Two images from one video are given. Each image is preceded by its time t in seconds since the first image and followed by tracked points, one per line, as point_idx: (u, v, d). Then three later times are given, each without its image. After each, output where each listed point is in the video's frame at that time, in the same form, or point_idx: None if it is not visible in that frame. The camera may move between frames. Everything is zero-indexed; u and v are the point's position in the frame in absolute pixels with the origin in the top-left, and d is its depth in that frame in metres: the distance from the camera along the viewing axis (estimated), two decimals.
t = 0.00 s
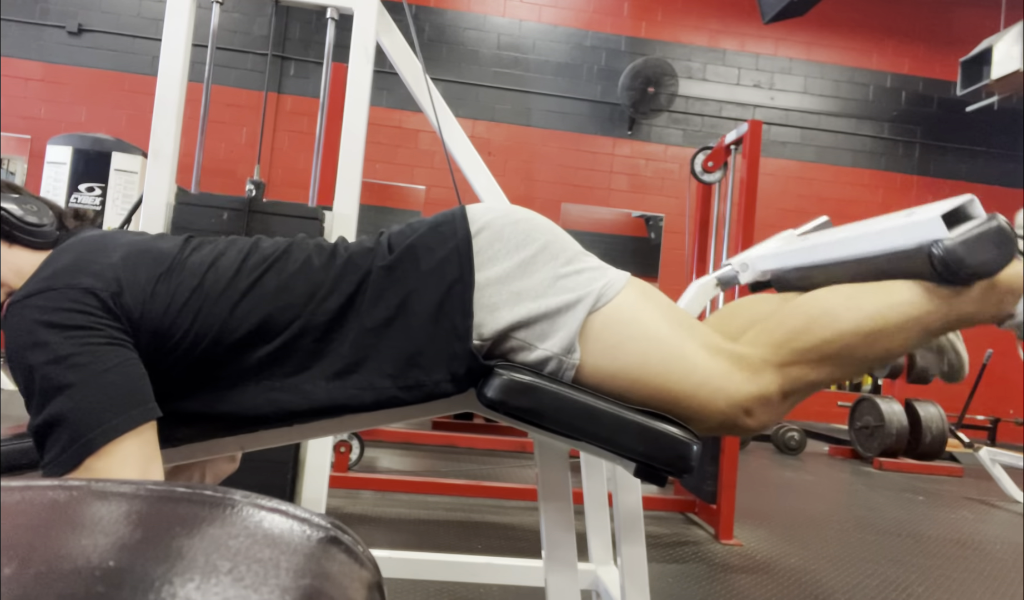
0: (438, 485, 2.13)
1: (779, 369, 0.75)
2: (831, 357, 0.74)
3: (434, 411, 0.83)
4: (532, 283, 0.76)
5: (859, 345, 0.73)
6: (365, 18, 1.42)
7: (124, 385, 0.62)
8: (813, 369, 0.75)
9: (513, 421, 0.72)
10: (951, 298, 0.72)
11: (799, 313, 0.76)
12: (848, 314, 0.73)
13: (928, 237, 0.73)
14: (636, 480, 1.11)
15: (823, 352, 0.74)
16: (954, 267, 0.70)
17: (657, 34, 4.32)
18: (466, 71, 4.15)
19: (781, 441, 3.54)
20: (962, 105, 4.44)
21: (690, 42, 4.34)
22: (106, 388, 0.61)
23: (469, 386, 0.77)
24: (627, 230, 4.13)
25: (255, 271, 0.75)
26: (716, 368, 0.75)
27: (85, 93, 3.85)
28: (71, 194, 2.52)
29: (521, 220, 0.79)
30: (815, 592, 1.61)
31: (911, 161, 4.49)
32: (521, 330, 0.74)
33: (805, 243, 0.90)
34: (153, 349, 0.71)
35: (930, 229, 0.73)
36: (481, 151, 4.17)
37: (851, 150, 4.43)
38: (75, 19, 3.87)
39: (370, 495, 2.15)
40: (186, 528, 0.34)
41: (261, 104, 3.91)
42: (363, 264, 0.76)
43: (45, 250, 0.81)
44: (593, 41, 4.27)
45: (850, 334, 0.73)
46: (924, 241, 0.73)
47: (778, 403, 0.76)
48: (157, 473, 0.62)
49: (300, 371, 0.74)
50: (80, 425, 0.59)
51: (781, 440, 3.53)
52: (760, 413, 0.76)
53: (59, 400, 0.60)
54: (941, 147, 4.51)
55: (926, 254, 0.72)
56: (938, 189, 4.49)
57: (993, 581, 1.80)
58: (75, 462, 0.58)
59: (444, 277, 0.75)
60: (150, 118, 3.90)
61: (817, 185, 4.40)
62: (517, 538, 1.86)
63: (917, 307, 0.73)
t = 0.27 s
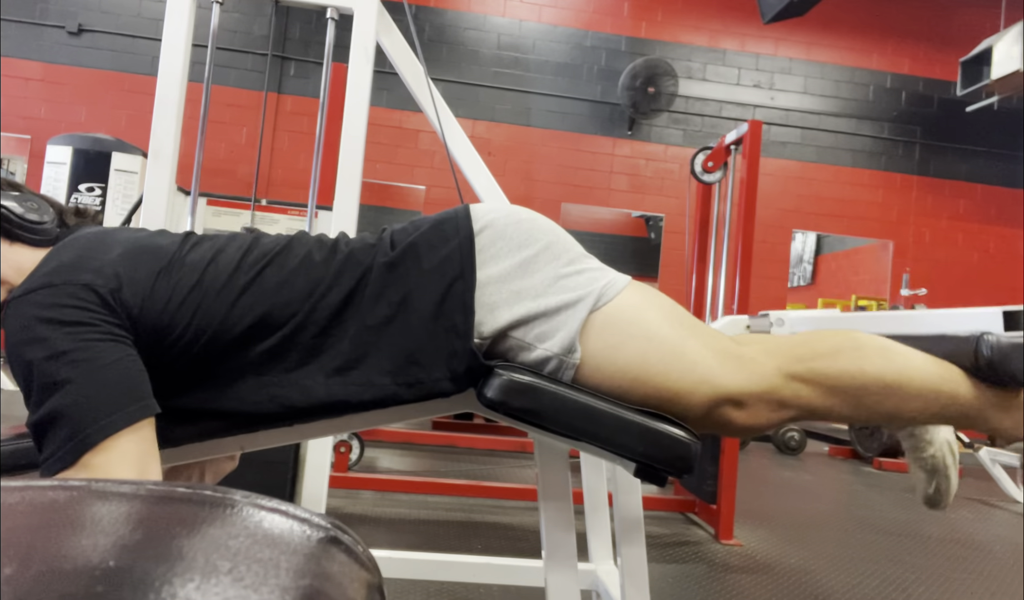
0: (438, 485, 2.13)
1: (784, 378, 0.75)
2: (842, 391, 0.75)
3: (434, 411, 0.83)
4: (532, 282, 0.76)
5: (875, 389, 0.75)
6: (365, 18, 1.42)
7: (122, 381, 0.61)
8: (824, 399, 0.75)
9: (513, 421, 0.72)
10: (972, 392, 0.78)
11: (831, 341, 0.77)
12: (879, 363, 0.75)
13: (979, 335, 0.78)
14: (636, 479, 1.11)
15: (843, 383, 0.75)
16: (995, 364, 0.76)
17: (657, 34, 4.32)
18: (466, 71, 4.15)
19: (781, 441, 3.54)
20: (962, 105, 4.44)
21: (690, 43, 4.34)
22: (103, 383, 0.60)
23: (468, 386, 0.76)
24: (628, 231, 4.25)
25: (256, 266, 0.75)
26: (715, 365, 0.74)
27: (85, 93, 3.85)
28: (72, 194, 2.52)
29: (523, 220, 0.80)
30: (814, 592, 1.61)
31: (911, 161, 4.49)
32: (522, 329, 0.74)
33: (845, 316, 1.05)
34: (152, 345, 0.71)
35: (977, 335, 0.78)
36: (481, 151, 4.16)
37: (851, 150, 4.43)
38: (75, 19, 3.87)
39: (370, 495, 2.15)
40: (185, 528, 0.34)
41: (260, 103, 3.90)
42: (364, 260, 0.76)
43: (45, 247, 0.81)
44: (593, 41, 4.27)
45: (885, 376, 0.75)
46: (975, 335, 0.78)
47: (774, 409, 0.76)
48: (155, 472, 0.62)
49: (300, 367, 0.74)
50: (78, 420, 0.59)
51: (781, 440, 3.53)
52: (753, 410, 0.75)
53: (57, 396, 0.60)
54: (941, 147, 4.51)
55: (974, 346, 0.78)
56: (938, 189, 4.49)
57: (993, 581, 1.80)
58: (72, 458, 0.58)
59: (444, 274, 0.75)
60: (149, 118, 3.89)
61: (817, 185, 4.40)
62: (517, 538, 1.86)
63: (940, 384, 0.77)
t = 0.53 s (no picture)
0: (437, 485, 2.13)
1: (772, 370, 0.75)
2: (826, 355, 0.73)
3: (432, 412, 0.83)
4: (528, 282, 0.75)
5: (853, 341, 0.71)
6: (364, 18, 1.42)
7: (119, 385, 0.62)
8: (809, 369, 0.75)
9: (513, 422, 0.72)
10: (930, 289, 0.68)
11: (787, 320, 0.75)
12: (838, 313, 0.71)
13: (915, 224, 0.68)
14: (635, 480, 1.11)
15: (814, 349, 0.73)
16: (943, 253, 0.67)
17: (657, 34, 4.33)
18: (466, 71, 4.15)
19: (781, 442, 3.54)
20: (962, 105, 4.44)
21: (690, 43, 4.34)
22: (101, 389, 0.61)
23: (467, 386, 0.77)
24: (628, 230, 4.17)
25: (249, 270, 0.75)
26: (712, 368, 0.75)
27: (86, 93, 3.85)
28: (71, 194, 2.52)
29: (517, 220, 0.79)
30: (814, 592, 1.61)
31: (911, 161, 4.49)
32: (519, 330, 0.74)
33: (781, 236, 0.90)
34: (147, 349, 0.71)
35: (915, 219, 0.68)
36: (481, 151, 4.17)
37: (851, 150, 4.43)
38: (75, 19, 3.87)
39: (370, 495, 2.15)
40: (185, 528, 0.34)
41: (261, 104, 3.91)
42: (358, 264, 0.76)
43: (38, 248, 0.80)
44: (593, 41, 4.27)
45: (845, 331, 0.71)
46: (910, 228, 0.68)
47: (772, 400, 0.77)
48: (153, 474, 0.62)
49: (294, 372, 0.74)
50: (76, 426, 0.59)
51: (781, 440, 3.53)
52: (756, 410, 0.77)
53: (52, 402, 0.60)
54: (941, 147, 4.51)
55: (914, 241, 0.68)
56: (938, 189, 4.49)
57: (993, 581, 1.80)
58: (71, 463, 0.59)
59: (438, 277, 0.75)
60: (149, 117, 3.89)
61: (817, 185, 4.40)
62: (517, 538, 1.86)
63: (900, 315, 0.70)
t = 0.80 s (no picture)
0: (437, 485, 2.12)
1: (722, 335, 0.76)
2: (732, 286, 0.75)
3: (432, 411, 0.83)
4: (509, 274, 0.75)
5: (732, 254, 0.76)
6: (364, 17, 1.42)
7: (110, 393, 0.63)
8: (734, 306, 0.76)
9: (513, 421, 0.72)
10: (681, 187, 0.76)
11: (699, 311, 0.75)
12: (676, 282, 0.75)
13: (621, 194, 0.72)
14: (636, 480, 1.11)
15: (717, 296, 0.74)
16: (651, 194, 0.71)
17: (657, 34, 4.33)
18: (466, 71, 4.15)
19: (781, 442, 3.54)
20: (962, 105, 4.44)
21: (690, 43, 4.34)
22: (91, 397, 0.62)
23: (464, 383, 0.76)
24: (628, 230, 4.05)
25: (232, 277, 0.74)
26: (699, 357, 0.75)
27: (86, 93, 3.85)
28: (71, 194, 2.51)
29: (487, 210, 0.79)
30: (815, 592, 1.61)
31: (911, 161, 4.49)
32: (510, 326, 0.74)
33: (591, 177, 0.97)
34: (133, 359, 0.71)
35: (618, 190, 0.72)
36: (481, 151, 4.17)
37: (851, 150, 4.43)
38: (76, 19, 3.87)
39: (370, 495, 2.15)
40: (186, 528, 0.34)
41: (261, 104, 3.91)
42: (339, 271, 0.75)
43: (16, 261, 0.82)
44: (593, 41, 4.27)
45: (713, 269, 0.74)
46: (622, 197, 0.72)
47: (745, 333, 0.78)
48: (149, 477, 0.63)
49: (284, 379, 0.72)
50: (68, 434, 0.60)
51: (781, 440, 3.53)
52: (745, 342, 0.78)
53: (40, 416, 0.61)
54: (941, 147, 4.51)
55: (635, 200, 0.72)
56: (938, 189, 4.49)
57: (993, 581, 1.80)
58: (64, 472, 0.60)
59: (419, 277, 0.75)
60: (149, 117, 3.89)
61: (817, 185, 4.40)
62: (517, 538, 1.86)
63: (709, 229, 0.75)
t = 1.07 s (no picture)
0: (437, 485, 2.12)
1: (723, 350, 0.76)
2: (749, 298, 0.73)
3: (433, 411, 0.83)
4: (514, 277, 0.75)
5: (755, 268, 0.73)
6: (365, 17, 1.41)
7: (112, 399, 0.63)
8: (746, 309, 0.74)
9: (513, 421, 0.72)
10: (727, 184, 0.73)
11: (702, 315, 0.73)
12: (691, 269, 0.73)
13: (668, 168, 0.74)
14: (636, 480, 1.11)
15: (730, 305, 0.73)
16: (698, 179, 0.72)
17: (657, 34, 4.33)
18: (466, 71, 4.15)
19: (781, 442, 3.54)
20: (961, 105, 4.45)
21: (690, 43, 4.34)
22: (93, 403, 0.62)
23: (466, 385, 0.77)
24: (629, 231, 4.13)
25: (236, 280, 0.74)
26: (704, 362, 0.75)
27: (86, 92, 3.85)
28: (71, 194, 2.51)
29: (495, 211, 0.78)
30: (815, 592, 1.61)
31: (911, 161, 4.49)
32: (511, 327, 0.74)
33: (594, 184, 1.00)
34: (138, 363, 0.70)
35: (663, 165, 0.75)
36: (481, 151, 4.17)
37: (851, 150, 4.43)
38: (76, 19, 3.87)
39: (370, 495, 2.15)
40: (185, 528, 0.34)
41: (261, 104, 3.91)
42: (344, 271, 0.75)
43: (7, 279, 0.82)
44: (593, 41, 4.27)
45: (735, 277, 0.72)
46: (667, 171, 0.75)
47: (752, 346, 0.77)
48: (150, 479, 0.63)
49: (290, 381, 0.73)
50: (71, 441, 0.60)
51: (781, 440, 3.53)
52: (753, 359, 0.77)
53: (44, 423, 0.61)
54: (941, 147, 4.51)
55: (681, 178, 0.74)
56: (938, 189, 4.49)
57: (993, 581, 1.80)
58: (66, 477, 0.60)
59: (422, 277, 0.74)
60: (149, 117, 3.89)
61: (817, 185, 4.40)
62: (517, 538, 1.86)
63: (742, 225, 0.72)
